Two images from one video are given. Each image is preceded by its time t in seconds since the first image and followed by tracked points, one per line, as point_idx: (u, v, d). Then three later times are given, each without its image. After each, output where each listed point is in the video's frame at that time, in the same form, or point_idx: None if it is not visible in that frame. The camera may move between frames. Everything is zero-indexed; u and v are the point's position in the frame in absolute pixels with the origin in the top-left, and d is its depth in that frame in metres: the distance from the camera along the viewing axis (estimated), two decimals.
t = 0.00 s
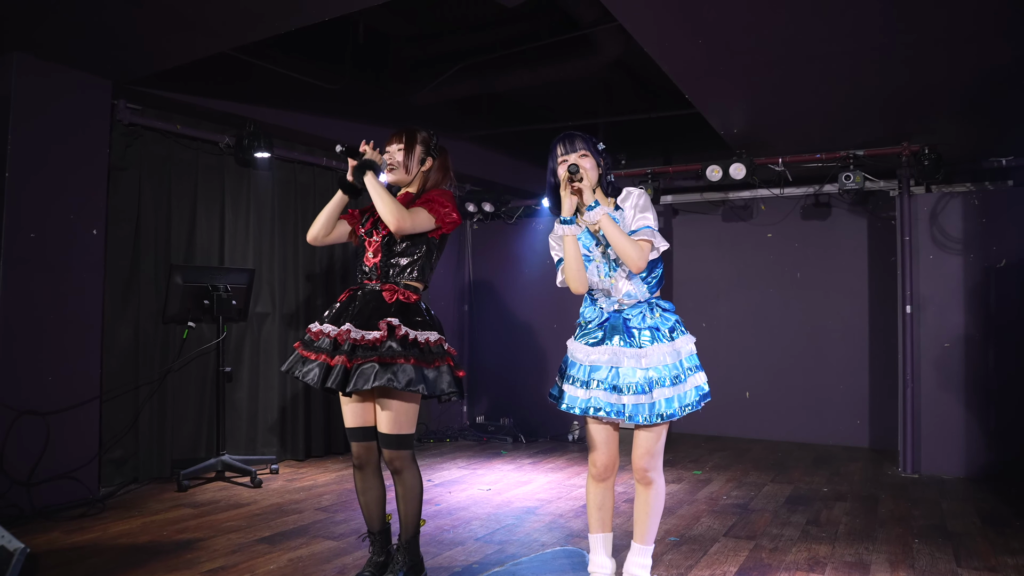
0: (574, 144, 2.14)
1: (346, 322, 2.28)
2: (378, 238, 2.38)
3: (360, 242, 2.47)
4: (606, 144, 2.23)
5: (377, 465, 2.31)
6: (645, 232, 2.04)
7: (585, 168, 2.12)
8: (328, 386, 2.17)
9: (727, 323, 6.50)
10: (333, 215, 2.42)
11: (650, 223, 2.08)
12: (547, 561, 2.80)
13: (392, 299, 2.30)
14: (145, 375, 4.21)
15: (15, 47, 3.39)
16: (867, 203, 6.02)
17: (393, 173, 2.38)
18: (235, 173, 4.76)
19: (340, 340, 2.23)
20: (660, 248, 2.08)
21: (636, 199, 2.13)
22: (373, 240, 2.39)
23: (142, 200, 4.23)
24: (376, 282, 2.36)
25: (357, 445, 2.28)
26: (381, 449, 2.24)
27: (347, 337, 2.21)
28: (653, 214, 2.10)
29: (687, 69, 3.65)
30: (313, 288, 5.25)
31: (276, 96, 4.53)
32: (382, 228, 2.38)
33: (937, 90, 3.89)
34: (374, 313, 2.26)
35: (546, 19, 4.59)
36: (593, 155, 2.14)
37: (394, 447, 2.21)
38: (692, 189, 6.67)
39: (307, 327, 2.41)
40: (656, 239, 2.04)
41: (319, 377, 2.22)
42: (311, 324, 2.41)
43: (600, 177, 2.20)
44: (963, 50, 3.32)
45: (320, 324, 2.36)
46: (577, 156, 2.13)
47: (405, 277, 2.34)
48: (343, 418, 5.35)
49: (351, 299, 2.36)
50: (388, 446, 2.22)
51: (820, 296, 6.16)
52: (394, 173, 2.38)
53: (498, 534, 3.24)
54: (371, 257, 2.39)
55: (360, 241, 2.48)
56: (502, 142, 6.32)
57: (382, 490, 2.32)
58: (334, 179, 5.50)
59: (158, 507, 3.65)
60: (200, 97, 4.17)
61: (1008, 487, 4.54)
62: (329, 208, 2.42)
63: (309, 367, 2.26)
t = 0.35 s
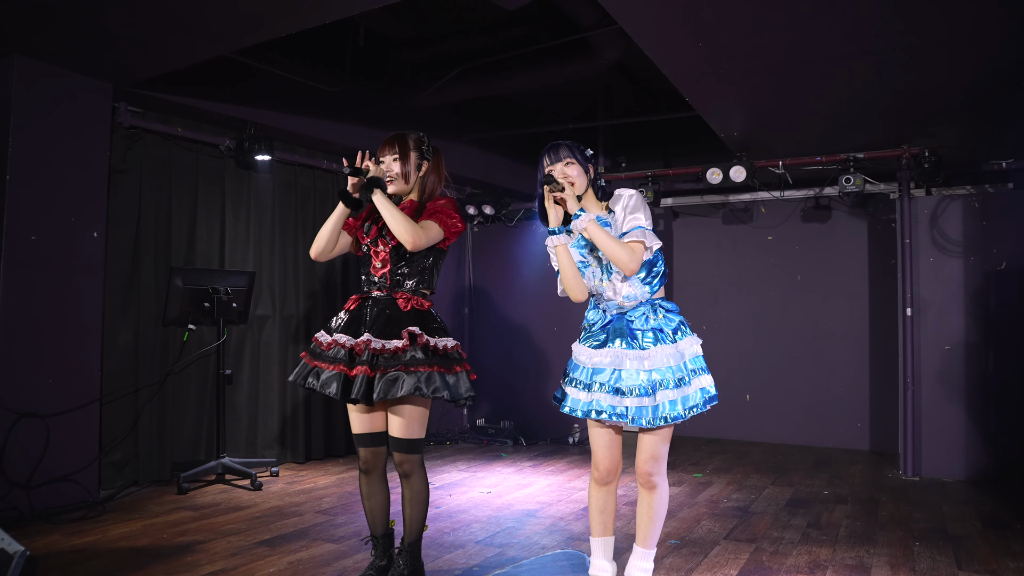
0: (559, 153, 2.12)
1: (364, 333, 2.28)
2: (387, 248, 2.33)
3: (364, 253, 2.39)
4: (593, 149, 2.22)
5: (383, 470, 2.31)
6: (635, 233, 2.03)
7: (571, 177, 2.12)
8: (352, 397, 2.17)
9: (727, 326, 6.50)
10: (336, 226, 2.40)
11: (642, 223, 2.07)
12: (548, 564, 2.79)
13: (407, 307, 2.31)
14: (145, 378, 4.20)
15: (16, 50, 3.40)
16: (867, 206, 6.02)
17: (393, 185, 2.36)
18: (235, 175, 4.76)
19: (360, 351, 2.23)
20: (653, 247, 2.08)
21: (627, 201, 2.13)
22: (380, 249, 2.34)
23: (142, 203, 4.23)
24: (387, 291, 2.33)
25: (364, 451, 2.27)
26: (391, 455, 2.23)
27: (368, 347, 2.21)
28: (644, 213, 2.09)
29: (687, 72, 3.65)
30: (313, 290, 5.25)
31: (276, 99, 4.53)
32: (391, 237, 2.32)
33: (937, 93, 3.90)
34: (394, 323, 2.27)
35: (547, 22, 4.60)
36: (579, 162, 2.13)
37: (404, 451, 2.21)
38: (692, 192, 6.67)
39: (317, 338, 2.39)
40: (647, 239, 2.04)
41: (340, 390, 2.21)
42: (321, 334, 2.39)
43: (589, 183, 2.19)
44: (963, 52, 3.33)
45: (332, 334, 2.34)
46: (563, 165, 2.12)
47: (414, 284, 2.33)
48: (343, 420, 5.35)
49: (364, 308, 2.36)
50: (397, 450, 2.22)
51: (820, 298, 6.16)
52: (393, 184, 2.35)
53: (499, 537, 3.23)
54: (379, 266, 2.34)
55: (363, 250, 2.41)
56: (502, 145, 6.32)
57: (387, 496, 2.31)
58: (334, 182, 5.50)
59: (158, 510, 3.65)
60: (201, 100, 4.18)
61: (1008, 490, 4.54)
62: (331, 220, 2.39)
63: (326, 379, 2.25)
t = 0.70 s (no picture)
0: (575, 144, 2.17)
1: (363, 334, 2.28)
2: (387, 248, 2.31)
3: (362, 252, 2.38)
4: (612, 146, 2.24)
5: (381, 472, 2.30)
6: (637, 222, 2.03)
7: (582, 167, 2.16)
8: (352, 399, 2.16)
9: (727, 327, 6.50)
10: (330, 216, 2.32)
11: (647, 215, 2.06)
12: (548, 565, 2.79)
13: (408, 308, 2.31)
14: (144, 379, 4.20)
15: (16, 51, 3.40)
16: (867, 207, 6.03)
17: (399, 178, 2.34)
18: (235, 177, 4.76)
19: (360, 352, 2.23)
20: (654, 239, 2.07)
21: (636, 195, 2.12)
22: (379, 249, 2.32)
23: (142, 204, 4.23)
24: (387, 291, 2.32)
25: (361, 453, 2.27)
26: (389, 456, 2.23)
27: (368, 348, 2.21)
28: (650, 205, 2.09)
29: (686, 73, 3.65)
30: (313, 290, 5.25)
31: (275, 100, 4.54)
32: (391, 237, 2.31)
33: (936, 94, 3.90)
34: (393, 325, 2.27)
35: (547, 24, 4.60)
36: (593, 154, 2.15)
37: (402, 452, 2.21)
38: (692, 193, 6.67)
39: (314, 340, 2.38)
40: (649, 229, 2.03)
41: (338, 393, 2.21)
42: (318, 336, 2.38)
43: (602, 177, 2.21)
44: (962, 53, 3.33)
45: (329, 336, 2.34)
46: (576, 155, 2.16)
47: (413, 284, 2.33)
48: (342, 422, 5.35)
49: (361, 309, 2.34)
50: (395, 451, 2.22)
51: (820, 299, 6.16)
52: (400, 174, 2.34)
53: (498, 538, 3.23)
54: (379, 266, 2.32)
55: (361, 251, 2.39)
56: (502, 146, 6.33)
57: (385, 497, 2.31)
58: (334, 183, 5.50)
59: (158, 511, 3.65)
60: (201, 102, 4.18)
61: (1009, 491, 4.54)
62: (326, 211, 2.31)
63: (325, 382, 2.25)
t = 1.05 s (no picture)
0: (610, 132, 2.18)
1: (369, 334, 2.27)
2: (388, 245, 2.31)
3: (361, 249, 2.37)
4: (650, 141, 2.22)
5: (381, 471, 2.30)
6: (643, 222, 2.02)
7: (610, 157, 2.16)
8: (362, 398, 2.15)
9: (727, 327, 6.50)
10: (322, 188, 2.39)
11: (655, 222, 2.04)
12: (548, 565, 2.78)
13: (411, 307, 2.31)
14: (144, 379, 4.20)
15: (17, 51, 3.40)
16: (867, 207, 6.03)
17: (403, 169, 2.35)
18: (235, 176, 4.76)
19: (367, 352, 2.22)
20: (654, 248, 2.04)
21: (654, 200, 2.10)
22: (380, 246, 2.32)
23: (142, 204, 4.23)
24: (389, 287, 2.33)
25: (362, 452, 2.26)
26: (391, 453, 2.23)
27: (377, 347, 2.21)
28: (663, 213, 2.07)
29: (686, 73, 3.65)
30: (314, 290, 5.25)
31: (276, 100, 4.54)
32: (392, 235, 2.31)
33: (937, 94, 3.90)
34: (400, 323, 2.28)
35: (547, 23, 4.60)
36: (624, 146, 2.16)
37: (404, 450, 2.21)
38: (692, 193, 6.67)
39: (315, 340, 2.35)
40: (651, 234, 2.01)
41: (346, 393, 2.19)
42: (319, 337, 2.36)
43: (630, 170, 2.20)
44: (962, 53, 3.33)
45: (332, 336, 2.32)
46: (608, 144, 2.17)
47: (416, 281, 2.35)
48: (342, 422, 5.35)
49: (365, 309, 2.34)
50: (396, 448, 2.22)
51: (820, 299, 6.16)
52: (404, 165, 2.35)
53: (498, 538, 3.22)
54: (380, 262, 2.32)
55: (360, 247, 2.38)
56: (502, 146, 6.34)
57: (385, 496, 2.31)
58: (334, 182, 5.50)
59: (158, 510, 3.64)
60: (202, 102, 4.18)
61: (1008, 491, 4.53)
62: (319, 181, 2.38)
63: (331, 381, 2.22)
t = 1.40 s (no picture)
0: (623, 151, 2.04)
1: (384, 353, 2.27)
2: (393, 277, 2.28)
3: (366, 280, 2.34)
4: (668, 158, 2.06)
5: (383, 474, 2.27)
6: (640, 274, 1.95)
7: (622, 181, 2.04)
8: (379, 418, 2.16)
9: (727, 327, 6.50)
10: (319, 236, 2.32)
11: (654, 270, 1.98)
12: (549, 566, 2.78)
13: (423, 325, 2.31)
14: (145, 378, 4.20)
15: (17, 51, 3.40)
16: (867, 207, 6.03)
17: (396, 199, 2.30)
18: (235, 176, 4.76)
19: (382, 371, 2.22)
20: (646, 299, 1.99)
21: (662, 241, 2.02)
22: (385, 278, 2.29)
23: (142, 204, 4.23)
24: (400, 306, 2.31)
25: (363, 454, 2.23)
26: (383, 454, 2.20)
27: (393, 368, 2.21)
28: (665, 263, 2.00)
29: (686, 73, 3.65)
30: (314, 290, 5.25)
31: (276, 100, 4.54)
32: (394, 268, 2.27)
33: (937, 94, 3.89)
34: (415, 343, 2.28)
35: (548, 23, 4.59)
36: (636, 169, 2.03)
37: (395, 450, 2.18)
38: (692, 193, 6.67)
39: (328, 358, 2.35)
40: (646, 287, 1.96)
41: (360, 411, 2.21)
42: (333, 354, 2.35)
43: (643, 192, 2.09)
44: (963, 53, 3.33)
45: (345, 354, 2.32)
46: (619, 165, 2.04)
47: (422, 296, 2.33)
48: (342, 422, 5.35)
49: (377, 326, 2.33)
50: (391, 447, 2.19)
51: (820, 299, 6.16)
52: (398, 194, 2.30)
53: (498, 538, 3.22)
54: (388, 294, 2.31)
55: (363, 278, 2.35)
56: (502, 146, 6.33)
57: (386, 499, 2.27)
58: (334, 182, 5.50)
59: (159, 510, 3.64)
60: (203, 102, 4.18)
61: (1008, 492, 4.53)
62: (314, 229, 2.31)
63: (346, 400, 2.23)
